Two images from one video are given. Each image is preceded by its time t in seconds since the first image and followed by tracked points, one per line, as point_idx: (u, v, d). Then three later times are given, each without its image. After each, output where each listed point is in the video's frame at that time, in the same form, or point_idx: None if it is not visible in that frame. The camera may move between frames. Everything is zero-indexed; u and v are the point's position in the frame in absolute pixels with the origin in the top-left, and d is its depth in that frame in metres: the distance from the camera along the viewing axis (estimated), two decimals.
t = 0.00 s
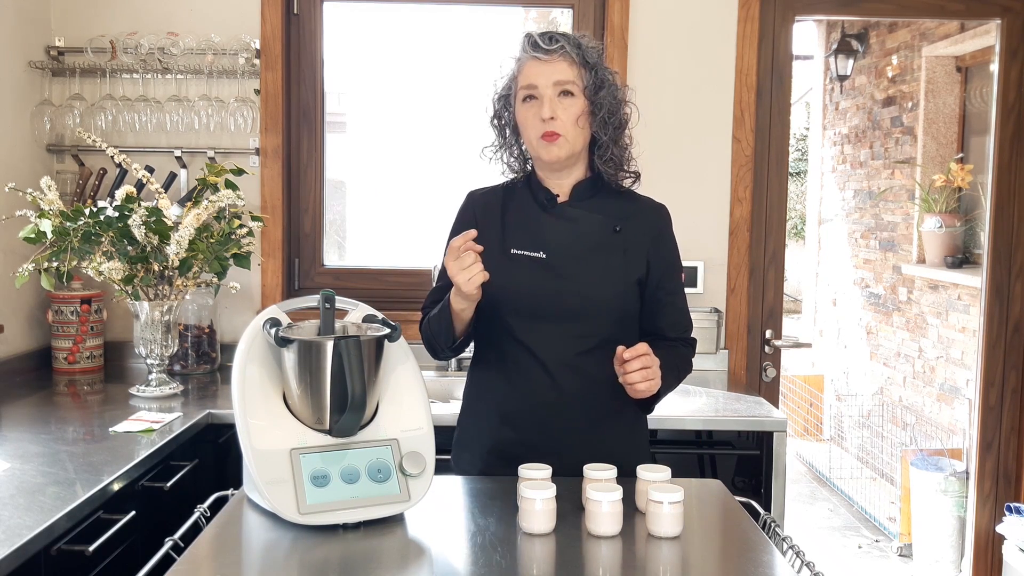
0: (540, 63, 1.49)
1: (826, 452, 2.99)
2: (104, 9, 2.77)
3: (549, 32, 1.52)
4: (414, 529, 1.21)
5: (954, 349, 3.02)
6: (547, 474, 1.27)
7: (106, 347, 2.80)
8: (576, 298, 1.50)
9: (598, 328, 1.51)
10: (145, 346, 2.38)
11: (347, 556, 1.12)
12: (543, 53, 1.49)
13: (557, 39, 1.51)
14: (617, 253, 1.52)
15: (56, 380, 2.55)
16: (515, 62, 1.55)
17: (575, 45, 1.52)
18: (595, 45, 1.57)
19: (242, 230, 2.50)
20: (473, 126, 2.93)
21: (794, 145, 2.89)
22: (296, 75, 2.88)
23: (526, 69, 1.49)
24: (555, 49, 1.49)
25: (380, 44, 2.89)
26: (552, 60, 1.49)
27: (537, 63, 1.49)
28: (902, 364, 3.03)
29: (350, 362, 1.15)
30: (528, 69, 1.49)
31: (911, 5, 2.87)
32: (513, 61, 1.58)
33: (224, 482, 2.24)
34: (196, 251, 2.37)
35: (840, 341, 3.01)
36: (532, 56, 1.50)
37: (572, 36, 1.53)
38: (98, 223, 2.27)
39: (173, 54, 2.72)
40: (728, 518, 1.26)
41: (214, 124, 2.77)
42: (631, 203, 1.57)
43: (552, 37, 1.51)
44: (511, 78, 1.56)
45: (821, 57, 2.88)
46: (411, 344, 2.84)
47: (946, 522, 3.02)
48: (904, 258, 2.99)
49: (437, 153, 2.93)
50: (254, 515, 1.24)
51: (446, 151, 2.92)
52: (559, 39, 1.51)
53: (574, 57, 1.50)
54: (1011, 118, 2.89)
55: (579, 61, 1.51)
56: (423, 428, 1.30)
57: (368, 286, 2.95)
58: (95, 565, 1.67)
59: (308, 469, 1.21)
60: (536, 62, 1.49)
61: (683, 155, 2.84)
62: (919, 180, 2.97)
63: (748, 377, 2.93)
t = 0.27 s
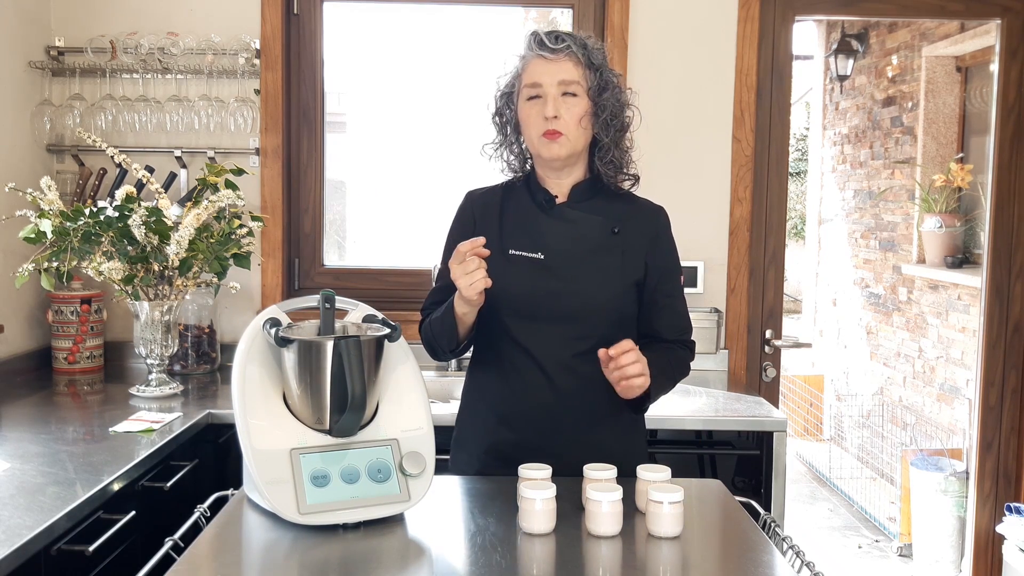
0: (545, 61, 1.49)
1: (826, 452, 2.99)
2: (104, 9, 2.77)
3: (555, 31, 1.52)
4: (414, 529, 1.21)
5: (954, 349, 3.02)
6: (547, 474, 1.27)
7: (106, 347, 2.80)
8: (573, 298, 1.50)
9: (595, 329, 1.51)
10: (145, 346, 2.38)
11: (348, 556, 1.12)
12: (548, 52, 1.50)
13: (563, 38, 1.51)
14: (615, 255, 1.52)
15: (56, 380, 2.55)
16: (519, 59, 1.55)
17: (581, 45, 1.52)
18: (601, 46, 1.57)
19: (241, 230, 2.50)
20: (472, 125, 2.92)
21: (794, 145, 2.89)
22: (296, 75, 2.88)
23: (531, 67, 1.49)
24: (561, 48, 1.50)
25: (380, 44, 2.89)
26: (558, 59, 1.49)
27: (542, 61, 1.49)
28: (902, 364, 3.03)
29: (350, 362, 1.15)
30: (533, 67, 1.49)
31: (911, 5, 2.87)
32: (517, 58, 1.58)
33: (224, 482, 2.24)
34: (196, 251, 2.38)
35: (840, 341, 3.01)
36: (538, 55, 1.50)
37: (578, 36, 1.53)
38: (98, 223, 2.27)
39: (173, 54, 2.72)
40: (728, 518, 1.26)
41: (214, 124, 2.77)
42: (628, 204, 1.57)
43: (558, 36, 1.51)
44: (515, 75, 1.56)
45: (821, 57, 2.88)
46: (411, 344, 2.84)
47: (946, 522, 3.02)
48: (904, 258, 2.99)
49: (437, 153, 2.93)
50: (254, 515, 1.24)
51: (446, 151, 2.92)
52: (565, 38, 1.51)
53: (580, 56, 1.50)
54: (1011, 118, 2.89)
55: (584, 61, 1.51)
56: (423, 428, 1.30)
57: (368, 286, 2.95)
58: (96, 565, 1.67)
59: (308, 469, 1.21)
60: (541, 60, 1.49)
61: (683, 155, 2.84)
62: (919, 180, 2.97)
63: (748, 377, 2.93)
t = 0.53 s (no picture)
0: (557, 58, 1.49)
1: (826, 452, 2.99)
2: (104, 9, 2.77)
3: (569, 29, 1.53)
4: (414, 529, 1.21)
5: (954, 349, 3.02)
6: (547, 474, 1.27)
7: (107, 347, 2.80)
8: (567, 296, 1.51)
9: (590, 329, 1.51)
10: (145, 346, 2.38)
11: (348, 556, 1.12)
12: (561, 49, 1.50)
13: (577, 37, 1.51)
14: (610, 254, 1.52)
15: (56, 380, 2.55)
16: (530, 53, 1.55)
17: (595, 46, 1.53)
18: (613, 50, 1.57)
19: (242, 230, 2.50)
20: (472, 125, 2.92)
21: (794, 145, 2.89)
22: (296, 75, 2.88)
23: (542, 62, 1.49)
24: (574, 47, 1.50)
25: (380, 44, 2.89)
26: (570, 57, 1.49)
27: (554, 57, 1.49)
28: (902, 364, 3.03)
29: (350, 363, 1.15)
30: (544, 62, 1.49)
31: (911, 5, 2.87)
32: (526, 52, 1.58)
33: (224, 482, 2.24)
34: (196, 252, 2.38)
35: (840, 341, 3.01)
36: (550, 50, 1.50)
37: (592, 37, 1.53)
38: (98, 223, 2.27)
39: (173, 54, 2.72)
40: (728, 518, 1.26)
41: (214, 124, 2.77)
42: (622, 209, 1.56)
43: (573, 35, 1.52)
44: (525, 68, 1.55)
45: (821, 57, 2.88)
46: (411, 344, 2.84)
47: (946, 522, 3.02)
48: (904, 258, 2.99)
49: (437, 153, 2.92)
50: (254, 515, 1.24)
51: (445, 151, 2.92)
52: (579, 38, 1.51)
53: (592, 57, 1.51)
54: (1011, 118, 2.89)
55: (596, 62, 1.51)
56: (423, 428, 1.30)
57: (368, 286, 2.95)
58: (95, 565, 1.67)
59: (308, 469, 1.21)
60: (553, 56, 1.49)
61: (683, 155, 2.84)
62: (919, 180, 2.97)
63: (748, 377, 2.93)
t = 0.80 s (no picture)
0: (551, 59, 1.49)
1: (826, 452, 2.99)
2: (104, 9, 2.77)
3: (561, 30, 1.53)
4: (415, 529, 1.21)
5: (954, 349, 3.02)
6: (547, 474, 1.27)
7: (107, 347, 2.80)
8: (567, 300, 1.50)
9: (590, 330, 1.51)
10: (145, 346, 2.38)
11: (348, 556, 1.12)
12: (555, 50, 1.50)
13: (570, 38, 1.51)
14: (610, 256, 1.52)
15: (56, 380, 2.55)
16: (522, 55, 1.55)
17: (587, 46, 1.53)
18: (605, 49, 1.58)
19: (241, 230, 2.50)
20: (472, 125, 2.92)
21: (794, 145, 2.89)
22: (296, 75, 2.88)
23: (536, 64, 1.50)
24: (567, 48, 1.50)
25: (380, 44, 2.89)
26: (564, 58, 1.49)
27: (548, 59, 1.49)
28: (902, 364, 3.03)
29: (350, 363, 1.15)
30: (537, 64, 1.49)
31: (911, 5, 2.87)
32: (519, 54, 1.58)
33: (224, 482, 2.24)
34: (196, 251, 2.38)
35: (840, 341, 3.01)
36: (543, 52, 1.50)
37: (584, 37, 1.53)
38: (98, 223, 2.27)
39: (173, 54, 2.72)
40: (728, 518, 1.26)
41: (214, 124, 2.77)
42: (620, 206, 1.56)
43: (565, 36, 1.52)
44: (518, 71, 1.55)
45: (821, 57, 2.88)
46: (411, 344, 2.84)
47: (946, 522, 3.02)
48: (904, 258, 2.99)
49: (437, 153, 2.92)
50: (255, 515, 1.24)
51: (445, 151, 2.92)
52: (571, 38, 1.51)
53: (585, 57, 1.51)
54: (1011, 118, 2.89)
55: (589, 63, 1.52)
56: (423, 429, 1.30)
57: (368, 286, 2.95)
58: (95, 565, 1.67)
59: (308, 469, 1.21)
60: (547, 57, 1.49)
61: (683, 155, 2.84)
62: (919, 180, 2.97)
63: (748, 377, 2.93)
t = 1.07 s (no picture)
0: (549, 58, 1.49)
1: (826, 452, 2.99)
2: (104, 9, 2.77)
3: (558, 30, 1.53)
4: (415, 529, 1.21)
5: (954, 349, 3.02)
6: (547, 474, 1.27)
7: (107, 347, 2.80)
8: (566, 300, 1.50)
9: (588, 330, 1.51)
10: (145, 346, 2.38)
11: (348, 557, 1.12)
12: (552, 50, 1.50)
13: (567, 37, 1.51)
14: (609, 255, 1.52)
15: (56, 380, 2.55)
16: (518, 55, 1.55)
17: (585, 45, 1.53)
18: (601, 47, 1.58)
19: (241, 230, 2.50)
20: (472, 125, 2.93)
21: (794, 145, 2.89)
22: (296, 75, 2.88)
23: (533, 63, 1.49)
24: (565, 47, 1.50)
25: (379, 44, 2.89)
26: (562, 58, 1.49)
27: (545, 58, 1.49)
28: (902, 364, 3.03)
29: (350, 363, 1.15)
30: (535, 64, 1.49)
31: (911, 5, 2.87)
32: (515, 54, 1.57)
33: (225, 482, 2.24)
34: (196, 251, 2.38)
35: (840, 341, 3.01)
36: (541, 51, 1.50)
37: (581, 36, 1.53)
38: (98, 223, 2.27)
39: (173, 54, 2.72)
40: (728, 518, 1.26)
41: (214, 124, 2.77)
42: (617, 204, 1.56)
43: (562, 35, 1.52)
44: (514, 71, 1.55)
45: (821, 57, 2.88)
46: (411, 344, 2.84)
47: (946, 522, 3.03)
48: (903, 258, 2.99)
49: (437, 153, 2.92)
50: (255, 515, 1.24)
51: (445, 151, 2.92)
52: (569, 38, 1.51)
53: (583, 56, 1.51)
54: (1011, 118, 2.89)
55: (586, 62, 1.51)
56: (423, 429, 1.30)
57: (367, 286, 2.95)
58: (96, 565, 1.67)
59: (308, 469, 1.21)
60: (544, 57, 1.49)
61: (683, 155, 2.84)
62: (919, 180, 2.97)
63: (748, 377, 2.93)
